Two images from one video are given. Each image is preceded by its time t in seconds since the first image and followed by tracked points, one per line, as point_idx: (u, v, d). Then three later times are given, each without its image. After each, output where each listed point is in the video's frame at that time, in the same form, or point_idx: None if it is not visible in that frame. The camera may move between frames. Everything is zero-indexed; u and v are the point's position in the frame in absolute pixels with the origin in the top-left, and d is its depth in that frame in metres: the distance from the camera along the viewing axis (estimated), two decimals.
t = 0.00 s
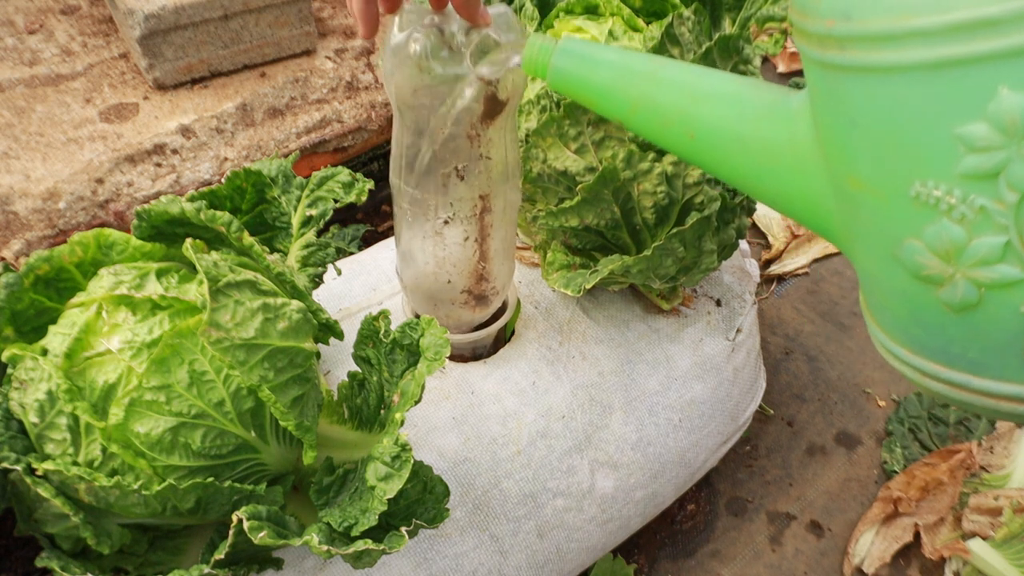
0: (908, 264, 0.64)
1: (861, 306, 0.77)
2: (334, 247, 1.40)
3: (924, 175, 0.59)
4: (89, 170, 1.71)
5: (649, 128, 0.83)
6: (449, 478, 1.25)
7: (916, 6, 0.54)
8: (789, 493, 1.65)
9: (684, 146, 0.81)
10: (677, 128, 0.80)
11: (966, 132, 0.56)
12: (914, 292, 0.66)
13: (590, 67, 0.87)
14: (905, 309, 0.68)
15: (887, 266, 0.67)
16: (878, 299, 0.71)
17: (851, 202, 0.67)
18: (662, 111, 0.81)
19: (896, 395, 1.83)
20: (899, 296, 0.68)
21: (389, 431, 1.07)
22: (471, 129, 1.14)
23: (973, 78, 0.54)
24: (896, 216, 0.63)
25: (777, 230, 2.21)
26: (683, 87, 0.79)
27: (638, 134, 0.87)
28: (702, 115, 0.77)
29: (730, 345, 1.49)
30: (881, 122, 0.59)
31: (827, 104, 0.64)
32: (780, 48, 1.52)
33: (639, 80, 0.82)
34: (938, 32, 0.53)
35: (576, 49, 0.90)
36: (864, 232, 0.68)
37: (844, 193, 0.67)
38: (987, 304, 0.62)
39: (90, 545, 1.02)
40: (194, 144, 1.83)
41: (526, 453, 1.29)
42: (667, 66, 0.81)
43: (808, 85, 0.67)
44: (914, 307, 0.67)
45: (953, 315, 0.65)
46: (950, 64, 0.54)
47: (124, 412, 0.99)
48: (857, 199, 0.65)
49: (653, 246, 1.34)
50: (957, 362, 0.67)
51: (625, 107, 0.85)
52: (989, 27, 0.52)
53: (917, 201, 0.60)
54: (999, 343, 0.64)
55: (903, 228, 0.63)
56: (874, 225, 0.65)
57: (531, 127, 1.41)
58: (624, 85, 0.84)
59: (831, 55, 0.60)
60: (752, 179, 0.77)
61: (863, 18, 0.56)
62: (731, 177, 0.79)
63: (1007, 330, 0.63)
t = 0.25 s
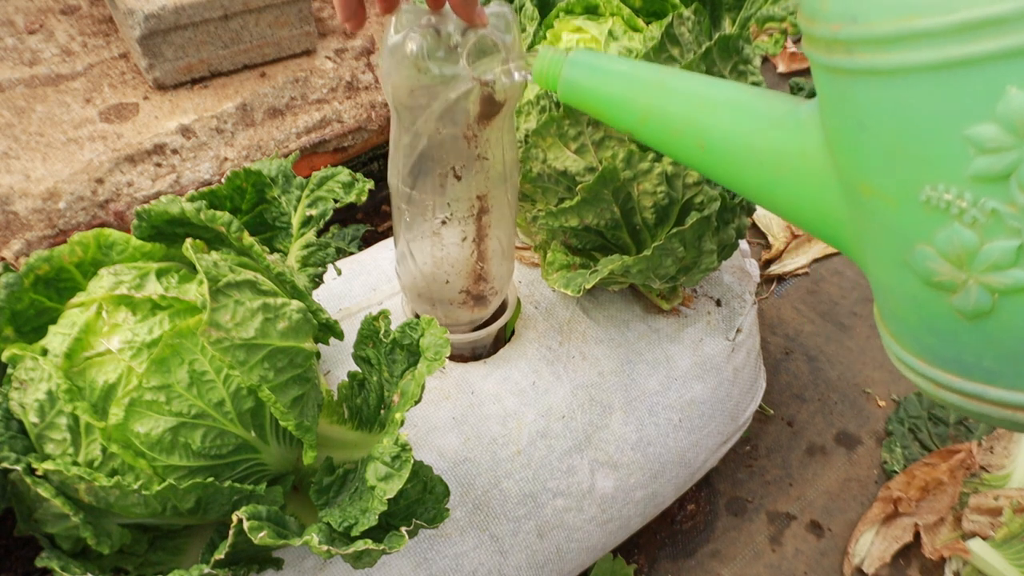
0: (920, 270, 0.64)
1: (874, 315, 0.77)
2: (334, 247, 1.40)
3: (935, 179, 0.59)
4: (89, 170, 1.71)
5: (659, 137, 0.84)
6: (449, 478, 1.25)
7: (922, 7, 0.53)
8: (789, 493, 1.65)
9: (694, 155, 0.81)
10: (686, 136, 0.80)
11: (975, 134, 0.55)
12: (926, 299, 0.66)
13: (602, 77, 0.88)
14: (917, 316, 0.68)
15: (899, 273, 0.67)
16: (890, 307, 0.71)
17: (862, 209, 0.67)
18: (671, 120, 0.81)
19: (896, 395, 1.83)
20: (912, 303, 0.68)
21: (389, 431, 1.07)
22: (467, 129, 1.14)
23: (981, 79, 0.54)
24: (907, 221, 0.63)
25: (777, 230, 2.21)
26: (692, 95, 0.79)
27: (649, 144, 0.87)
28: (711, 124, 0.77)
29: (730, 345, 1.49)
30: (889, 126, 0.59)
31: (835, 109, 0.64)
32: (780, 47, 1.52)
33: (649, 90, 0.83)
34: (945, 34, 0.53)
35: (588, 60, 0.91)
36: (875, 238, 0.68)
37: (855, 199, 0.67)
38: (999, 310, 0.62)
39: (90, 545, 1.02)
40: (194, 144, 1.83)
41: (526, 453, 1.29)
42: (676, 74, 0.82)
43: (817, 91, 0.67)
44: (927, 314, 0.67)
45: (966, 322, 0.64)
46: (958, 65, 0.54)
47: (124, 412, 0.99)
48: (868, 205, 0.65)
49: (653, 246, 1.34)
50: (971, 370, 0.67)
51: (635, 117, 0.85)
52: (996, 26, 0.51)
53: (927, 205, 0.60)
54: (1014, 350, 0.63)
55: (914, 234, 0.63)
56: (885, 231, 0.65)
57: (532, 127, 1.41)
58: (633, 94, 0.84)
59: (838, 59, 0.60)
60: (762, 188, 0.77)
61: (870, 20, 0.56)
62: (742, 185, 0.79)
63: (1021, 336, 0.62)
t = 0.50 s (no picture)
0: (910, 263, 0.64)
1: (865, 309, 0.77)
2: (334, 247, 1.40)
3: (925, 169, 0.59)
4: (89, 170, 1.71)
5: (650, 128, 0.83)
6: (449, 478, 1.25)
7: None
8: (789, 493, 1.65)
9: (685, 147, 0.80)
10: (678, 128, 0.80)
11: (966, 122, 0.55)
12: (917, 292, 0.66)
13: (591, 67, 0.87)
14: (909, 310, 0.68)
15: (890, 266, 0.67)
16: (882, 302, 0.71)
17: (853, 201, 0.66)
18: (662, 112, 0.80)
19: (896, 395, 1.83)
20: (903, 297, 0.68)
21: (389, 431, 1.07)
22: (467, 130, 1.14)
23: (972, 67, 0.54)
24: (898, 213, 0.62)
25: (777, 230, 2.21)
26: (683, 86, 0.78)
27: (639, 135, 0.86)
28: (703, 116, 0.77)
29: (730, 345, 1.49)
30: (880, 115, 0.59)
31: (826, 99, 0.63)
32: (780, 47, 1.52)
33: (640, 81, 0.82)
34: (936, 19, 0.53)
35: (578, 51, 0.90)
36: (866, 231, 0.67)
37: (845, 190, 0.67)
38: (991, 304, 0.62)
39: (90, 545, 1.02)
40: (194, 144, 1.83)
41: (526, 453, 1.29)
42: (666, 65, 0.81)
43: (807, 81, 0.66)
44: (918, 307, 0.67)
45: (958, 316, 0.64)
46: (948, 51, 0.54)
47: (124, 412, 0.99)
48: (859, 196, 0.65)
49: (653, 246, 1.34)
50: (962, 366, 0.67)
51: (626, 108, 0.84)
52: (987, 10, 0.51)
53: (918, 196, 0.60)
54: (1004, 344, 0.63)
55: (905, 226, 0.63)
56: (876, 222, 0.65)
57: (531, 127, 1.41)
58: (624, 85, 0.84)
59: (828, 46, 0.60)
60: (754, 180, 0.77)
61: (860, 5, 0.55)
62: (733, 178, 0.79)
63: (1011, 330, 0.62)
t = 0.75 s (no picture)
0: (922, 270, 0.63)
1: (880, 319, 0.77)
2: (334, 247, 1.40)
3: (935, 174, 0.58)
4: (89, 170, 1.71)
5: (660, 140, 0.83)
6: (449, 478, 1.25)
7: None
8: (789, 493, 1.65)
9: (695, 158, 0.80)
10: (687, 138, 0.80)
11: (975, 127, 0.54)
12: (929, 300, 0.65)
13: (602, 79, 0.88)
14: (921, 317, 0.67)
15: (902, 274, 0.66)
16: (895, 310, 0.70)
17: (864, 208, 0.66)
18: (671, 122, 0.81)
19: (896, 395, 1.83)
20: (915, 305, 0.67)
21: (389, 431, 1.07)
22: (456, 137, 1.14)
23: (979, 70, 0.53)
24: (908, 219, 0.62)
25: (777, 230, 2.21)
26: (692, 96, 0.79)
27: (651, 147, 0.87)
28: (711, 125, 0.77)
29: (730, 345, 1.49)
30: (888, 121, 0.58)
31: (835, 106, 0.63)
32: (780, 47, 1.51)
33: (649, 91, 0.83)
34: (940, 22, 0.52)
35: (589, 63, 0.91)
36: (877, 238, 0.67)
37: (856, 198, 0.66)
38: (1004, 312, 0.61)
39: (90, 545, 1.02)
40: (194, 144, 1.83)
41: (526, 453, 1.29)
42: (676, 76, 0.81)
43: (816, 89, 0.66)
44: (930, 315, 0.66)
45: (971, 324, 0.63)
46: (954, 55, 0.53)
47: (124, 412, 0.99)
48: (869, 203, 0.65)
49: (652, 246, 1.34)
50: (977, 375, 0.66)
51: (635, 119, 0.85)
52: (993, 12, 0.50)
53: (927, 202, 0.59)
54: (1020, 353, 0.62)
55: (916, 233, 0.62)
56: (887, 229, 0.65)
57: (532, 127, 1.41)
58: (634, 97, 0.84)
59: (834, 52, 0.60)
60: (765, 190, 0.76)
61: (864, 11, 0.56)
62: (744, 187, 0.78)
63: None
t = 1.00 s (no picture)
0: (918, 274, 0.63)
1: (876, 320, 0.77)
2: (334, 247, 1.40)
3: (929, 179, 0.58)
4: (89, 170, 1.71)
5: (652, 141, 0.82)
6: (449, 478, 1.25)
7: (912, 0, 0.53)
8: (789, 493, 1.65)
9: (688, 160, 0.80)
10: (680, 141, 0.79)
11: (969, 132, 0.54)
12: (926, 304, 0.65)
13: (592, 81, 0.87)
14: (917, 320, 0.67)
15: (898, 277, 0.66)
16: (890, 312, 0.70)
17: (859, 211, 0.66)
18: (663, 124, 0.80)
19: (896, 395, 1.83)
20: (911, 308, 0.67)
21: (389, 431, 1.07)
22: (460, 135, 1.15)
23: (974, 75, 0.53)
24: (904, 224, 0.62)
25: (777, 230, 2.21)
26: (685, 99, 0.78)
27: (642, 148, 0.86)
28: (705, 127, 0.76)
29: (730, 345, 1.49)
30: (884, 126, 0.58)
31: (830, 109, 0.63)
32: (780, 47, 1.51)
33: (641, 94, 0.82)
34: (935, 26, 0.52)
35: (581, 64, 0.90)
36: (872, 241, 0.67)
37: (851, 202, 0.66)
38: (1000, 316, 0.61)
39: (90, 546, 1.02)
40: (194, 144, 1.83)
41: (526, 453, 1.29)
42: (668, 78, 0.80)
43: (811, 92, 0.66)
44: (927, 319, 0.66)
45: (967, 327, 0.63)
46: (949, 60, 0.53)
47: (124, 412, 0.99)
48: (864, 207, 0.64)
49: (653, 246, 1.34)
50: (974, 379, 0.66)
51: (627, 121, 0.84)
52: (987, 17, 0.50)
53: (923, 206, 0.59)
54: (1016, 357, 0.62)
55: (911, 237, 0.62)
56: (882, 233, 0.64)
57: (531, 127, 1.41)
58: (624, 99, 0.83)
59: (829, 56, 0.60)
60: (759, 192, 0.76)
61: (859, 15, 0.55)
62: (737, 190, 0.78)
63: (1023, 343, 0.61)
